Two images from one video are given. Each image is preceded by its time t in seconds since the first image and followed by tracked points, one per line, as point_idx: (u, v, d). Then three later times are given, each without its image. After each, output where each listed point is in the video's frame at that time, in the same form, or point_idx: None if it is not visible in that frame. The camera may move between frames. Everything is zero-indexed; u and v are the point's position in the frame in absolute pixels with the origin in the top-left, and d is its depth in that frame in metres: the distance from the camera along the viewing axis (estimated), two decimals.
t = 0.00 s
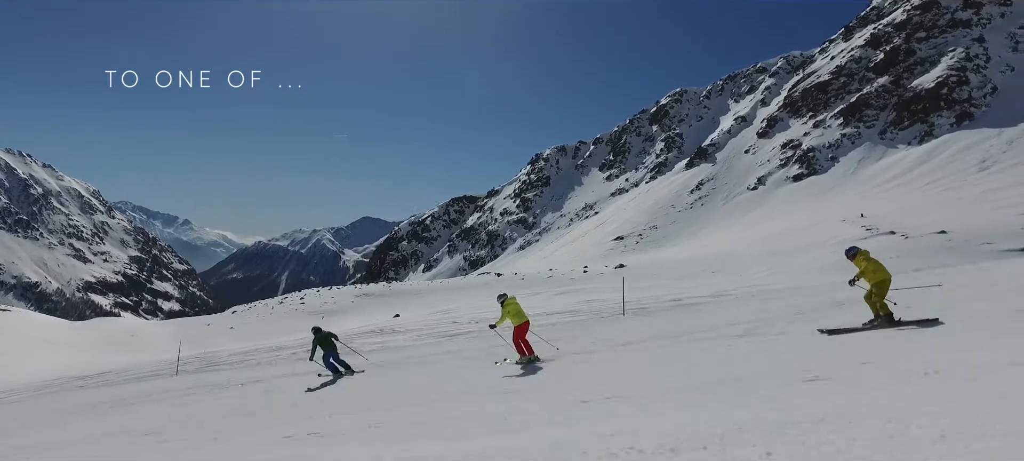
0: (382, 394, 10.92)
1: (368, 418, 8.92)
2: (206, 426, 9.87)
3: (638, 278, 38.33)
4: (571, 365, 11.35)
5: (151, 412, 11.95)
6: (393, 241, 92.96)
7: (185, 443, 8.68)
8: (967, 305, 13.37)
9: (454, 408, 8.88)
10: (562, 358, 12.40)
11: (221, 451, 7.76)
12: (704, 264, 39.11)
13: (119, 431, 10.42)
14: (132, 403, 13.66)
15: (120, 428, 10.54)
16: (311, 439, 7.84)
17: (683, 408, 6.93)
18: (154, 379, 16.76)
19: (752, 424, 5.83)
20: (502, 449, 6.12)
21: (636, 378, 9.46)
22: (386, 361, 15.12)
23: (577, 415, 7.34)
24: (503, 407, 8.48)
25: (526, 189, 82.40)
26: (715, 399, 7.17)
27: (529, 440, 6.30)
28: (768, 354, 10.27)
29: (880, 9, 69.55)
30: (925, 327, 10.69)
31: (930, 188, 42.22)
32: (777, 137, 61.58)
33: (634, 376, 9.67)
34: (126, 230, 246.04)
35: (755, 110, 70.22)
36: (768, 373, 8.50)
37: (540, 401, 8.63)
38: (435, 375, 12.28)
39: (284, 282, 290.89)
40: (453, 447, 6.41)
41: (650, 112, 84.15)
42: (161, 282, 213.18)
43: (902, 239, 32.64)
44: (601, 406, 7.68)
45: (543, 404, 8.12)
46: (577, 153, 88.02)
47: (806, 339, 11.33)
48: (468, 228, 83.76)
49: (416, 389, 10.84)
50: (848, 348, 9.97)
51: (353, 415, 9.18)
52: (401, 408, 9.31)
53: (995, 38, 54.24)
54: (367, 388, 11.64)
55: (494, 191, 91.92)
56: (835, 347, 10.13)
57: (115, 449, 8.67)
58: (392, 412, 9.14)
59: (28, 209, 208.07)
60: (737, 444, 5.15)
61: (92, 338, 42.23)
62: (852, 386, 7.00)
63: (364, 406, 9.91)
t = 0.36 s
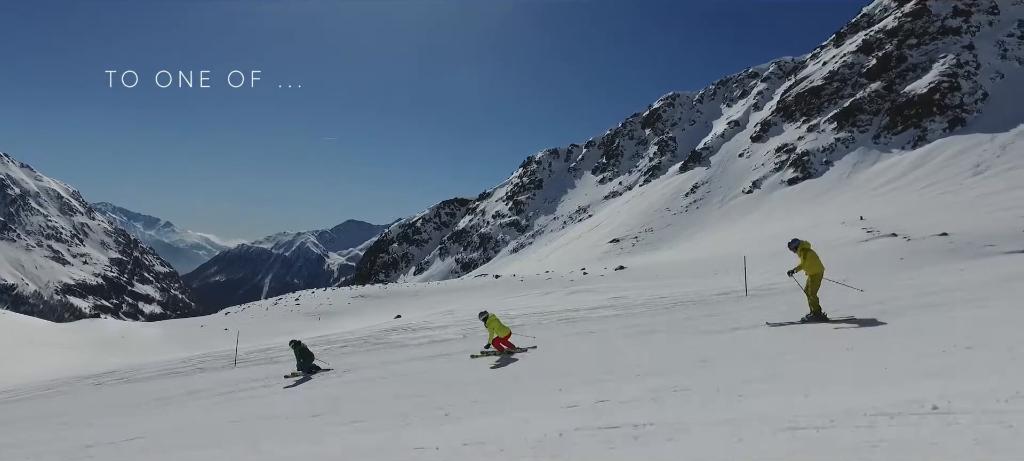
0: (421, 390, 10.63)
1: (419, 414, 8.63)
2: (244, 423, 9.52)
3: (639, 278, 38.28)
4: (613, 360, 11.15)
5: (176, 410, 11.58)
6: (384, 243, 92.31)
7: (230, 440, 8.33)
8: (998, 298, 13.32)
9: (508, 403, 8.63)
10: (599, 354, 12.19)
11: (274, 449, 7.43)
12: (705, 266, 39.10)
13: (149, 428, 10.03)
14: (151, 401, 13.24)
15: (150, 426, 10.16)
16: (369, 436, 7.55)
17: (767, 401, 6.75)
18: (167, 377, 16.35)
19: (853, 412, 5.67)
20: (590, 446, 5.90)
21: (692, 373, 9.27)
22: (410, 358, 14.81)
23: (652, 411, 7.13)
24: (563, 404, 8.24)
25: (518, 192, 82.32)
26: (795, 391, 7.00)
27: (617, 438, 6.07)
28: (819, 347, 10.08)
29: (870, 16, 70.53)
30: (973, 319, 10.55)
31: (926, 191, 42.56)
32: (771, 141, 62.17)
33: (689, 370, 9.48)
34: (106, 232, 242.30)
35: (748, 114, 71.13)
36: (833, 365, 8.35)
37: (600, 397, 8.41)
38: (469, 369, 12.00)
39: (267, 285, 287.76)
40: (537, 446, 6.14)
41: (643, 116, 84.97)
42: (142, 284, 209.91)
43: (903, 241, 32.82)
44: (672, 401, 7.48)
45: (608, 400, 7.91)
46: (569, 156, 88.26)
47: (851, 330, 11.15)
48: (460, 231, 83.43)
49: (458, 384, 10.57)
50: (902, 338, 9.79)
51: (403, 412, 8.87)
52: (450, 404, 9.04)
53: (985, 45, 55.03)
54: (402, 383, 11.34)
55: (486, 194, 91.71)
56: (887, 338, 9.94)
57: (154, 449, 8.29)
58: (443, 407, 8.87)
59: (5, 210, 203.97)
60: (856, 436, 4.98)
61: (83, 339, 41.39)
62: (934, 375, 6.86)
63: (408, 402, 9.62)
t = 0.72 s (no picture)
0: (475, 385, 10.32)
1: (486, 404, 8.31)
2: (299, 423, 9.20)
3: (654, 279, 38.10)
4: (670, 347, 10.85)
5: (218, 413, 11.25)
6: (386, 249, 92.07)
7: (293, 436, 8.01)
8: None
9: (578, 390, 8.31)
10: (649, 343, 11.82)
11: (344, 440, 7.11)
12: (719, 266, 38.89)
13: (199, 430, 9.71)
14: (187, 408, 12.90)
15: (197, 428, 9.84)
16: (443, 422, 7.24)
17: (863, 368, 6.37)
18: (197, 382, 16.02)
19: (973, 370, 5.38)
20: (689, 418, 5.55)
21: (764, 351, 8.95)
22: (449, 357, 14.49)
23: (737, 385, 6.77)
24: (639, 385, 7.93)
25: (522, 196, 82.31)
26: (889, 358, 6.63)
27: (720, 406, 5.78)
28: (886, 321, 9.73)
29: (871, 16, 70.99)
30: None
31: (937, 189, 42.39)
32: (777, 142, 62.31)
33: (755, 350, 9.10)
34: (103, 241, 241.25)
35: (752, 116, 71.53)
36: (917, 333, 8.03)
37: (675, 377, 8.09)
38: (520, 366, 11.69)
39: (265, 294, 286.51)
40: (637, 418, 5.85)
41: (646, 119, 85.58)
42: (139, 294, 208.63)
43: (922, 237, 32.60)
44: (755, 376, 7.11)
45: (686, 376, 7.62)
46: (572, 159, 88.43)
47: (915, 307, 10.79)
48: (464, 235, 83.21)
49: (513, 378, 10.26)
50: (974, 309, 9.42)
51: (468, 402, 8.56)
52: (513, 392, 8.73)
53: (989, 44, 55.17)
54: (452, 381, 11.02)
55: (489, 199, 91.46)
56: (961, 312, 9.55)
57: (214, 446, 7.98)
58: (506, 395, 8.56)
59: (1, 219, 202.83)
60: (993, 390, 4.61)
61: (91, 347, 41.01)
62: None
63: (467, 394, 9.30)
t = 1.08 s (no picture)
0: (549, 385, 10.16)
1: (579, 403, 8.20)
2: (382, 420, 9.08)
3: (681, 278, 37.80)
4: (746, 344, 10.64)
5: (279, 415, 11.10)
6: (400, 250, 92.06)
7: (384, 435, 7.88)
8: None
9: (669, 390, 8.08)
10: (718, 343, 11.59)
11: (436, 445, 6.93)
12: (745, 266, 38.58)
13: (269, 433, 9.51)
14: (245, 408, 12.75)
15: (264, 432, 9.66)
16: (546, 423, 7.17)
17: (989, 369, 6.13)
18: (243, 382, 15.88)
19: None
20: (826, 421, 5.32)
21: (857, 352, 8.68)
22: (505, 356, 14.30)
23: (853, 386, 6.54)
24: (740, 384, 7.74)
25: (537, 196, 82.28)
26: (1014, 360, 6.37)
27: (852, 408, 5.57)
28: (976, 324, 9.44)
29: (889, 16, 70.74)
30: None
31: (965, 189, 41.92)
32: (796, 141, 62.00)
33: (846, 352, 8.84)
34: (113, 242, 242.09)
35: (769, 116, 71.27)
36: None
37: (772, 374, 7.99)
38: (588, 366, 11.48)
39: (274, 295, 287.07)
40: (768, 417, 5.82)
41: (662, 119, 85.60)
42: (149, 295, 209.27)
43: (956, 236, 32.18)
44: (867, 377, 6.88)
45: (787, 379, 7.40)
46: (587, 160, 88.35)
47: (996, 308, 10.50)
48: (478, 236, 83.09)
49: (591, 378, 10.08)
50: None
51: (554, 405, 8.32)
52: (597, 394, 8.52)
53: (1012, 42, 54.77)
54: (523, 380, 10.83)
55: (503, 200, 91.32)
56: None
57: (306, 447, 7.84)
58: (591, 397, 8.35)
59: (10, 219, 203.17)
60: None
61: (115, 346, 40.98)
62: None
63: (551, 394, 9.13)
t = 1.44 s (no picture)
0: (632, 379, 9.75)
1: (659, 396, 7.67)
2: (454, 412, 8.77)
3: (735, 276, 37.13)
4: (842, 335, 10.05)
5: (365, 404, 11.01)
6: (441, 250, 92.53)
7: (487, 417, 7.68)
8: None
9: (783, 371, 7.72)
10: (814, 331, 11.15)
11: (551, 424, 6.68)
12: (800, 264, 37.75)
13: (362, 420, 9.39)
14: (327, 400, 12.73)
15: (355, 420, 9.54)
16: (598, 422, 6.45)
17: None
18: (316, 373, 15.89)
19: None
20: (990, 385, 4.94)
21: (981, 332, 8.20)
22: (583, 347, 14.06)
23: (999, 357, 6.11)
24: (844, 368, 7.31)
25: (579, 196, 82.08)
26: None
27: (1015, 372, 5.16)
28: None
29: (945, 8, 68.72)
30: None
31: None
32: (848, 139, 60.56)
33: (967, 333, 8.36)
34: (158, 242, 248.39)
35: (817, 113, 69.84)
36: None
37: (876, 362, 7.21)
38: (671, 359, 11.07)
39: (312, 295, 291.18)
40: (854, 415, 4.81)
41: (705, 118, 84.69)
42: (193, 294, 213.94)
43: None
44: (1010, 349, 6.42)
45: (917, 357, 6.97)
46: (628, 159, 87.81)
47: None
48: (519, 236, 83.06)
49: (676, 371, 9.66)
50: None
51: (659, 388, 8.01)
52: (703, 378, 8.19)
53: None
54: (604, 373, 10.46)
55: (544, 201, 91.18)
56: None
57: (376, 439, 7.55)
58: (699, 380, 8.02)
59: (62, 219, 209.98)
60: None
61: (171, 341, 41.85)
62: None
63: (651, 380, 8.85)
